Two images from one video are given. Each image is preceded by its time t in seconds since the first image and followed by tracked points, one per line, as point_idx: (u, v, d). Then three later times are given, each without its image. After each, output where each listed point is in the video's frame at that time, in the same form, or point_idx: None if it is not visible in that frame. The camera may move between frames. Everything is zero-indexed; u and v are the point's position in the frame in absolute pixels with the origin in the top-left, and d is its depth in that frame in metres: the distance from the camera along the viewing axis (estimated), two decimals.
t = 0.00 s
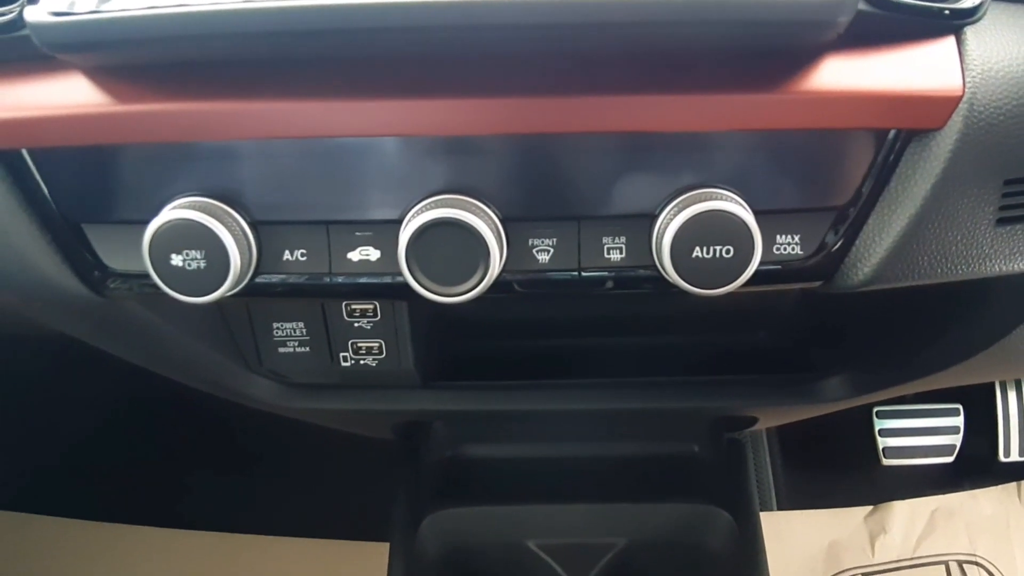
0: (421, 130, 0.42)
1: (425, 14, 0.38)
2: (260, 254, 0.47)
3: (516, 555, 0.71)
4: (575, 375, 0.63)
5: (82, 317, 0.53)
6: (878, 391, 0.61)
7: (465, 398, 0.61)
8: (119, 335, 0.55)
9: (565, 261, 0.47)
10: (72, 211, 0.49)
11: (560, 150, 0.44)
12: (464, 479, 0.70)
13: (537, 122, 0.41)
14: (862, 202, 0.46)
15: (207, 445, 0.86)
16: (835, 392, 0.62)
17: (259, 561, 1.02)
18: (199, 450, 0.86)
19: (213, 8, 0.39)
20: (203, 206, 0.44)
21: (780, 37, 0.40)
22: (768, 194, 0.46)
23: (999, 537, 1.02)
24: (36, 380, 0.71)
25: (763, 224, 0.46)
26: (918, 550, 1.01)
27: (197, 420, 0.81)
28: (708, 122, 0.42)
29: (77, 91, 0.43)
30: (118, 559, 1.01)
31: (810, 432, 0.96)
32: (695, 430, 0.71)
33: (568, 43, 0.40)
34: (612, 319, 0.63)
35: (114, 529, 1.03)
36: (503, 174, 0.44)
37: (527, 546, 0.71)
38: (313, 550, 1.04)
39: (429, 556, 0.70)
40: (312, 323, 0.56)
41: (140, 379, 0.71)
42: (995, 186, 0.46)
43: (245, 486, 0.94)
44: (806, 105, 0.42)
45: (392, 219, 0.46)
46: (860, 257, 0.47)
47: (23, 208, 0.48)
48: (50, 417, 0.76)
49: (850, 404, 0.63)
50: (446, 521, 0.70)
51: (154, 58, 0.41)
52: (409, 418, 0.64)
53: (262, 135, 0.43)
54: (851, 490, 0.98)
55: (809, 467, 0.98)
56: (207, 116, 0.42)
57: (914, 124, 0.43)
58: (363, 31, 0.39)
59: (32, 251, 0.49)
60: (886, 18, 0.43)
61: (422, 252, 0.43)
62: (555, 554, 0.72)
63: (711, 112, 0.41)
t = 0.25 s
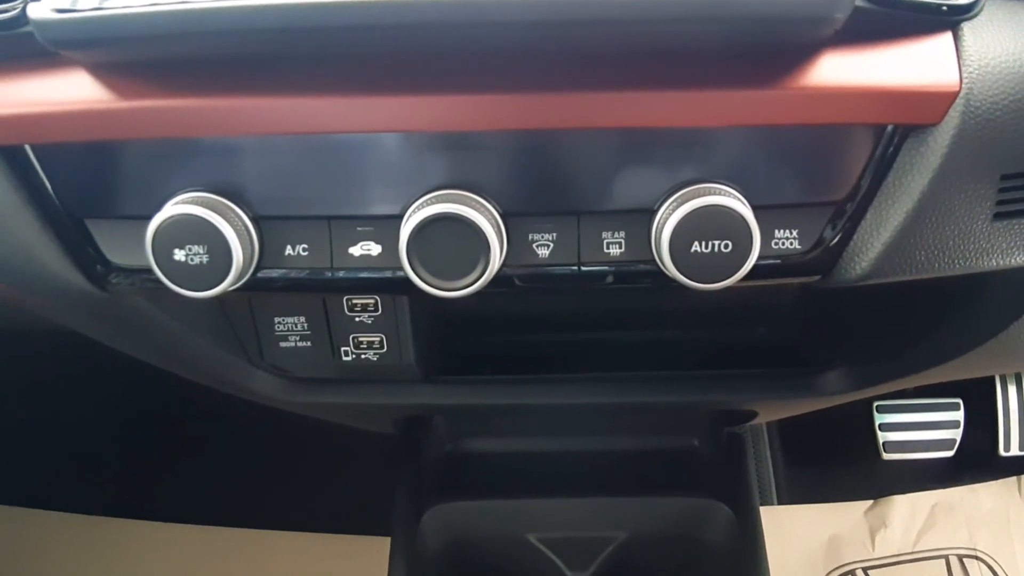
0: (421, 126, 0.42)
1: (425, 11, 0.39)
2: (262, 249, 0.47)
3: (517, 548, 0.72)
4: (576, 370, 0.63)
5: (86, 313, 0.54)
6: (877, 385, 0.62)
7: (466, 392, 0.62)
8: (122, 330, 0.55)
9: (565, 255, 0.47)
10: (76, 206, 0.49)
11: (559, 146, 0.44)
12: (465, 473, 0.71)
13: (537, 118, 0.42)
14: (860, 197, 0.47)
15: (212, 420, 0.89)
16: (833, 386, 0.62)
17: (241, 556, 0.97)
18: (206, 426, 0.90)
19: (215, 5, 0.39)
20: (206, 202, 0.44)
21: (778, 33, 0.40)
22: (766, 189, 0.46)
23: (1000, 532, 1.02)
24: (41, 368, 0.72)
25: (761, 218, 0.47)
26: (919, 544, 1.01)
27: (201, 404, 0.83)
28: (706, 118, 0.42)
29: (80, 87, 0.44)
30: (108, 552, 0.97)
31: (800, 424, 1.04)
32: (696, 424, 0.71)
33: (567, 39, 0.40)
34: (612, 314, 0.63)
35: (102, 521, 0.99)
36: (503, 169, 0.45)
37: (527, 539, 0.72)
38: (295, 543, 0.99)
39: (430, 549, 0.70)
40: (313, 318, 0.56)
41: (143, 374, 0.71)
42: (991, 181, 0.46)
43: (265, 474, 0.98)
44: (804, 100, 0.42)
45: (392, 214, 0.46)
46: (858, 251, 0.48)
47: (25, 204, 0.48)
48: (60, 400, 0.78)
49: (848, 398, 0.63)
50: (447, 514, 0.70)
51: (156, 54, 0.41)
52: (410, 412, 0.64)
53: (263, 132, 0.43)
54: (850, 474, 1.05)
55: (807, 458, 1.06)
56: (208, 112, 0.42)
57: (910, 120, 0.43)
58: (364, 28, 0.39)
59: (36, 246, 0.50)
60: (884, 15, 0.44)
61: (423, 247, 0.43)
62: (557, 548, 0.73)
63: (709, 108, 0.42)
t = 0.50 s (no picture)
0: (420, 117, 0.42)
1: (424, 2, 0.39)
2: (263, 240, 0.47)
3: (518, 543, 0.73)
4: (576, 363, 0.64)
5: (88, 304, 0.54)
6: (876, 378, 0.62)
7: (468, 386, 0.62)
8: (123, 322, 0.55)
9: (564, 246, 0.47)
10: (77, 198, 0.49)
11: (558, 137, 0.44)
12: (466, 468, 0.71)
13: (535, 109, 0.42)
14: (857, 187, 0.47)
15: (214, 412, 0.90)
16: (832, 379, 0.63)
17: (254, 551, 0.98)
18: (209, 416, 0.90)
19: None
20: (208, 192, 0.44)
21: (776, 24, 0.40)
22: (764, 180, 0.46)
23: (1000, 527, 1.02)
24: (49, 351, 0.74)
25: (760, 209, 0.47)
26: (919, 539, 1.01)
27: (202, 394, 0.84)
28: (704, 109, 0.42)
29: (81, 79, 0.44)
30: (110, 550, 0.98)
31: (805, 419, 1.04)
32: (697, 419, 0.71)
33: (566, 30, 0.40)
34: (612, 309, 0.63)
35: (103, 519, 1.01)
36: (502, 161, 0.45)
37: (530, 534, 0.73)
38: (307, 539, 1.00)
39: (432, 541, 0.71)
40: (314, 310, 0.56)
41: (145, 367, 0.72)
42: (988, 172, 0.46)
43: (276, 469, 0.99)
44: (801, 91, 0.42)
45: (392, 205, 0.46)
46: (856, 241, 0.48)
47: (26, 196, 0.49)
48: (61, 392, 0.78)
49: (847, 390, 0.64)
50: (449, 506, 0.70)
51: (154, 47, 0.42)
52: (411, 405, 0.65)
53: (263, 123, 0.43)
54: (849, 473, 1.04)
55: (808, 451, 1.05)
56: (209, 104, 0.43)
57: (907, 111, 0.44)
58: (364, 19, 0.39)
59: (37, 238, 0.50)
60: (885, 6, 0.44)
61: (423, 237, 0.43)
62: (558, 540, 0.73)
63: (707, 99, 0.42)
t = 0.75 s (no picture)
0: (420, 99, 0.43)
1: None
2: (263, 224, 0.47)
3: (518, 530, 0.72)
4: (575, 351, 0.64)
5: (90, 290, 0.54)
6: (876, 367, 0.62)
7: (468, 375, 0.62)
8: (124, 309, 0.56)
9: (563, 229, 0.47)
10: (78, 184, 0.49)
11: (557, 121, 0.44)
12: (468, 457, 0.71)
13: (534, 91, 0.42)
14: (856, 169, 0.47)
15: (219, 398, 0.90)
16: (830, 367, 0.63)
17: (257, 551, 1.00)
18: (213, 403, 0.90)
19: None
20: (209, 176, 0.44)
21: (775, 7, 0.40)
22: (763, 162, 0.46)
23: (1001, 521, 1.02)
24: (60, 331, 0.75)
25: (758, 190, 0.47)
26: (919, 533, 1.01)
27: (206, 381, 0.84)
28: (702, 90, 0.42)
29: (82, 64, 0.44)
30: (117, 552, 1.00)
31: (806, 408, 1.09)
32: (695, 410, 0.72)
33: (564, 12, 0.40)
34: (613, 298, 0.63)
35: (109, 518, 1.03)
36: (501, 145, 0.45)
37: (529, 522, 0.72)
38: (310, 538, 1.02)
39: (432, 532, 0.70)
40: (313, 298, 0.56)
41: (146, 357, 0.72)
42: (985, 154, 0.46)
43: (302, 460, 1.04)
44: (798, 72, 0.42)
45: (392, 188, 0.46)
46: (853, 223, 0.48)
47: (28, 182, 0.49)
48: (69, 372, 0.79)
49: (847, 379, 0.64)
50: (449, 498, 0.70)
51: (155, 32, 0.42)
52: (411, 395, 0.65)
53: (264, 106, 0.43)
54: (848, 470, 1.09)
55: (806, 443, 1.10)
56: (210, 87, 0.43)
57: (904, 92, 0.44)
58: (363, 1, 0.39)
59: (38, 224, 0.50)
60: None
61: (422, 220, 0.43)
62: (558, 531, 0.72)
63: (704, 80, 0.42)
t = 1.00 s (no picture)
0: (419, 80, 0.42)
1: None
2: (260, 205, 0.47)
3: (516, 519, 0.72)
4: (575, 337, 0.64)
5: (88, 274, 0.54)
6: (875, 353, 0.63)
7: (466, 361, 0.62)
8: (122, 293, 0.56)
9: (561, 211, 0.47)
10: (75, 166, 0.49)
11: (556, 102, 0.44)
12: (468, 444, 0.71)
13: (532, 71, 0.42)
14: (856, 150, 0.47)
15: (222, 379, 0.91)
16: (830, 352, 0.63)
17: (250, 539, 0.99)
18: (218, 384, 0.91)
19: None
20: (205, 156, 0.44)
21: None
22: (763, 144, 0.46)
23: (1001, 513, 1.02)
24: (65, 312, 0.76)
25: (758, 171, 0.47)
26: (919, 523, 1.01)
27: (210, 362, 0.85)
28: (701, 69, 0.42)
29: (79, 47, 0.44)
30: (112, 535, 0.99)
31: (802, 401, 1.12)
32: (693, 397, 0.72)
33: None
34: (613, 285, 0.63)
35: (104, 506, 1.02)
36: (500, 127, 0.45)
37: (528, 510, 0.72)
38: (304, 526, 1.00)
39: (432, 520, 0.70)
40: (311, 284, 0.56)
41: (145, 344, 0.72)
42: (985, 135, 0.46)
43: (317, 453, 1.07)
44: (798, 52, 0.42)
45: (389, 170, 0.46)
46: (853, 205, 0.48)
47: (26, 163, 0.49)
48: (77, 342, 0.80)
49: (846, 364, 0.64)
50: (447, 486, 0.70)
51: (153, 10, 0.41)
52: (410, 382, 0.65)
53: (263, 87, 0.43)
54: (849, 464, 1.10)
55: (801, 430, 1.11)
56: (208, 68, 0.43)
57: (904, 72, 0.44)
58: None
59: (36, 206, 0.50)
60: None
61: (420, 200, 0.44)
62: (558, 519, 0.73)
63: (703, 59, 0.42)
